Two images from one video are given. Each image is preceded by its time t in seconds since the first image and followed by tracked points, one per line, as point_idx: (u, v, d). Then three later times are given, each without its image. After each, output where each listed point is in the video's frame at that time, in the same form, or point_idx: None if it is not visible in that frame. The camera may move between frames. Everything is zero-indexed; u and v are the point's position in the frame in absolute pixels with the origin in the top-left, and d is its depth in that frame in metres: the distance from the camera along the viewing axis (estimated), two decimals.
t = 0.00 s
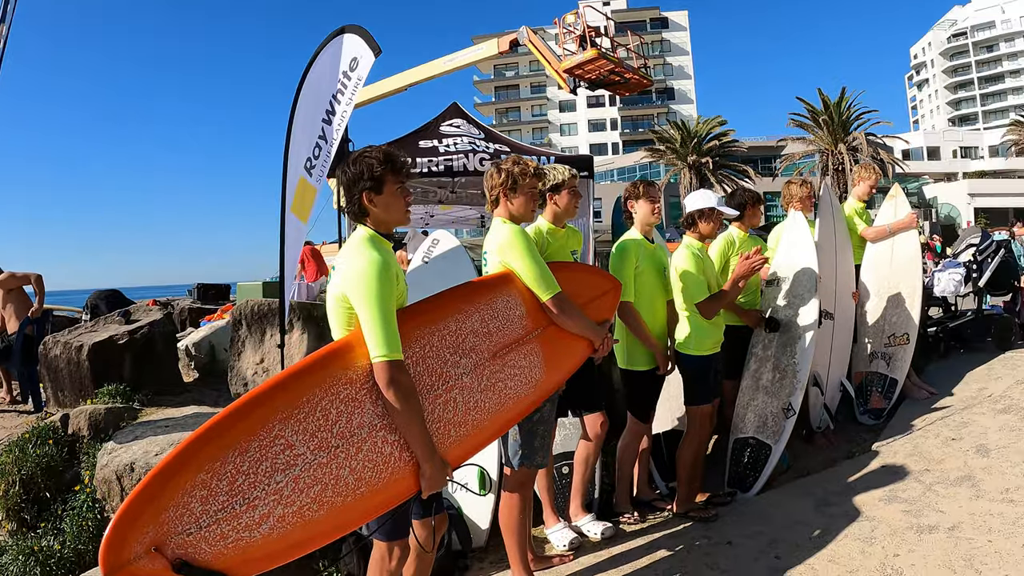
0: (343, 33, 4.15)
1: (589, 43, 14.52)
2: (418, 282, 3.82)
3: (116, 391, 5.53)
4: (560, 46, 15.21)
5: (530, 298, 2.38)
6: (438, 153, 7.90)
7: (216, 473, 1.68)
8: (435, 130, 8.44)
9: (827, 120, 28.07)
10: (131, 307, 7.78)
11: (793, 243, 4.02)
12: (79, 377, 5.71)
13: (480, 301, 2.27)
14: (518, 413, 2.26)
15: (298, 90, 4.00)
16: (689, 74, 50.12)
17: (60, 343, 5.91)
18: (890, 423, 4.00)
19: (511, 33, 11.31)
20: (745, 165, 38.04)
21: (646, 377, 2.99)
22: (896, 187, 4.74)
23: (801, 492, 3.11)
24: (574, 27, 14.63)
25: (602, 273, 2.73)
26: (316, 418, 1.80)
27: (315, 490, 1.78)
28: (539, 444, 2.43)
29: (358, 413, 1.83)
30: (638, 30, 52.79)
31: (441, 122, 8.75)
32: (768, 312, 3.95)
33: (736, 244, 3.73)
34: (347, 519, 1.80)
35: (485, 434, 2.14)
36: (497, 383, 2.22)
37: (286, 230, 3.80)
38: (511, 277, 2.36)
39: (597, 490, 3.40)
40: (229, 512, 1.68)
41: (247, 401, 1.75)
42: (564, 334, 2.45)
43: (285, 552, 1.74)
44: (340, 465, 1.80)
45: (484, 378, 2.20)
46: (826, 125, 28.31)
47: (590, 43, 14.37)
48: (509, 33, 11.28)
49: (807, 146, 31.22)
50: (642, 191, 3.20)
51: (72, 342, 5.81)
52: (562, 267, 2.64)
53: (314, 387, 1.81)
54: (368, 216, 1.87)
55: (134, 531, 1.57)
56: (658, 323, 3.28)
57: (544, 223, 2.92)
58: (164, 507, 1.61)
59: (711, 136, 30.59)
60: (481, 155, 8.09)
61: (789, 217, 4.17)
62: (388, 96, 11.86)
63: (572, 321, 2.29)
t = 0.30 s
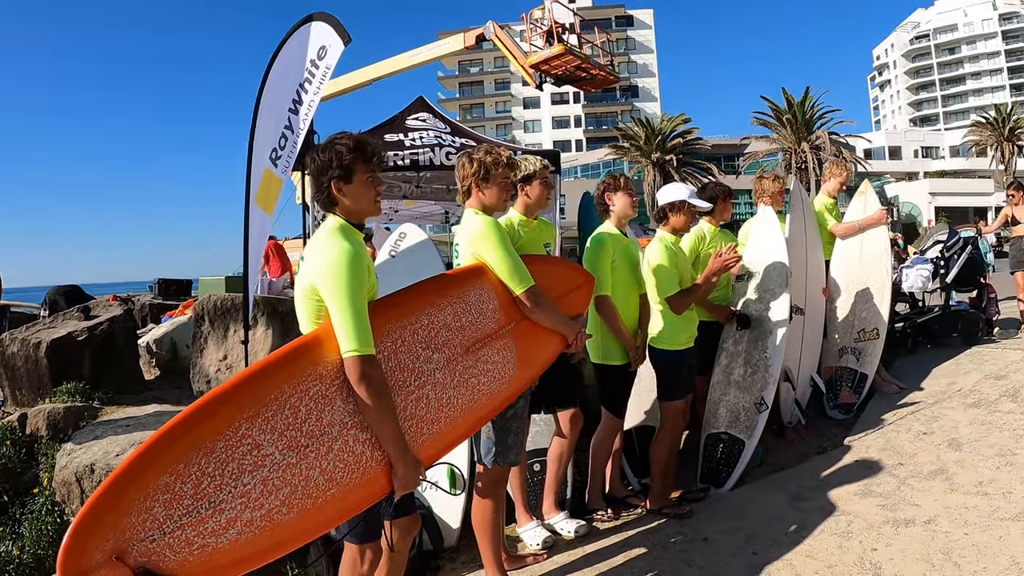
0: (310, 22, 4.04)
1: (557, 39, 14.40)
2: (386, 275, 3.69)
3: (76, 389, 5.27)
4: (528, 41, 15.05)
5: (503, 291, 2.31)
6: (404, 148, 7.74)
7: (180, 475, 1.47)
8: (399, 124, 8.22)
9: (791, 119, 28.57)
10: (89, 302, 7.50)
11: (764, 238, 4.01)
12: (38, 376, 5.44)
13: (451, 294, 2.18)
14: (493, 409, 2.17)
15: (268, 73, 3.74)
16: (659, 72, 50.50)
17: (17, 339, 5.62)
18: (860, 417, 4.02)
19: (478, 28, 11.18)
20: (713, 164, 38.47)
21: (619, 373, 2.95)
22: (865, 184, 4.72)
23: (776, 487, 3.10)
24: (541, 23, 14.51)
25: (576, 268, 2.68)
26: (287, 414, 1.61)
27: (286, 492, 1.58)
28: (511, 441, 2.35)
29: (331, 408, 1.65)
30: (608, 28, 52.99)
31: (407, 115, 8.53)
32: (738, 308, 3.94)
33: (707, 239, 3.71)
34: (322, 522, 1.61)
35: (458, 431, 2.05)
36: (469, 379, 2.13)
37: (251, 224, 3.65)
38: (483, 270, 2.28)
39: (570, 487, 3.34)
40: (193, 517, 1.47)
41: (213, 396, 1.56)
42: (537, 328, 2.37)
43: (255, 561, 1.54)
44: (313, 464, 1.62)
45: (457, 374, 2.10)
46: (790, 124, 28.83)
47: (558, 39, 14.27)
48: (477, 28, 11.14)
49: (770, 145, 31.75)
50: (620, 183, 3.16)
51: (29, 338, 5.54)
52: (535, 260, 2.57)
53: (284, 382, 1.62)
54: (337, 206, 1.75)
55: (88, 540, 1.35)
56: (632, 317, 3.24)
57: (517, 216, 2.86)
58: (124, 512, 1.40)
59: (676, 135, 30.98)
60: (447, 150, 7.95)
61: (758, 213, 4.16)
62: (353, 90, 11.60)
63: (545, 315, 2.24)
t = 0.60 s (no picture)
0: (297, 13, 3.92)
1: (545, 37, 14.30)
2: (373, 274, 3.61)
3: (55, 389, 5.12)
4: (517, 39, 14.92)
5: (495, 291, 2.23)
6: (391, 144, 7.64)
7: (158, 488, 1.37)
8: (387, 120, 8.12)
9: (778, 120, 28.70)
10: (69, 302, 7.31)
11: (759, 237, 3.96)
12: (15, 376, 5.26)
13: (442, 294, 2.09)
14: (485, 413, 2.09)
15: (252, 66, 3.66)
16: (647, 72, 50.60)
17: None
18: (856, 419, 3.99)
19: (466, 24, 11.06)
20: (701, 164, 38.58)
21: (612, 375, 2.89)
22: (858, 182, 4.66)
23: (773, 491, 3.06)
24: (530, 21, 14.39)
25: (569, 267, 2.61)
26: (271, 422, 1.51)
27: (271, 503, 1.49)
28: (503, 447, 2.28)
29: (317, 415, 1.55)
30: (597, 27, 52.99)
31: (394, 112, 8.42)
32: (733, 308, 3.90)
33: (700, 237, 3.64)
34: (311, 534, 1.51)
35: (451, 436, 1.96)
36: (461, 382, 2.05)
37: (234, 220, 3.56)
38: (476, 268, 2.20)
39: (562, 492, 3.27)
40: (172, 533, 1.37)
41: (192, 403, 1.45)
42: (531, 328, 2.29)
43: None
44: (299, 474, 1.52)
45: (449, 377, 2.02)
46: (777, 124, 28.98)
47: (547, 37, 14.17)
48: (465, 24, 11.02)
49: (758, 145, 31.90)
50: (616, 181, 3.11)
51: (6, 337, 5.36)
52: (527, 258, 2.50)
53: (269, 387, 1.53)
54: (325, 201, 1.67)
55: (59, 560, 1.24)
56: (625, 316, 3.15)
57: (509, 213, 2.79)
58: (99, 528, 1.29)
59: (662, 135, 31.03)
60: (435, 147, 7.88)
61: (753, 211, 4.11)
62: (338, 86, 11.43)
63: (539, 315, 2.17)
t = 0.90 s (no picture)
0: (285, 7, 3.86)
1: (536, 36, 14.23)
2: (364, 273, 3.54)
3: (39, 389, 4.96)
4: (508, 36, 14.83)
5: (491, 291, 2.17)
6: (381, 142, 7.54)
7: (140, 498, 1.28)
8: (378, 117, 8.04)
9: (769, 121, 28.83)
10: (53, 299, 7.17)
11: (756, 238, 3.93)
12: None
13: (436, 293, 2.03)
14: (480, 417, 2.03)
15: (242, 59, 3.56)
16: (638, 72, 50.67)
17: None
18: (851, 422, 3.97)
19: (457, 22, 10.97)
20: (692, 165, 38.66)
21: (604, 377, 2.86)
22: (855, 184, 4.66)
23: (769, 494, 3.02)
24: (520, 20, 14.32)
25: (564, 267, 2.54)
26: (259, 427, 1.44)
27: (260, 512, 1.42)
28: (499, 451, 2.22)
29: (307, 420, 1.48)
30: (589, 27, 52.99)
31: (384, 110, 8.33)
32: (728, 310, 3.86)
33: (694, 239, 3.60)
34: (301, 545, 1.44)
35: (444, 440, 1.90)
36: (455, 385, 1.99)
37: (222, 217, 3.46)
38: (470, 267, 2.13)
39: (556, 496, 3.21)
40: (156, 545, 1.28)
41: (176, 406, 1.37)
42: (526, 329, 2.24)
43: None
44: (287, 482, 1.45)
45: (443, 379, 1.96)
46: (767, 125, 29.09)
47: (538, 37, 14.12)
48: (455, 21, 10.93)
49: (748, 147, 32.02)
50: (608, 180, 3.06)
51: None
52: (523, 258, 2.44)
53: (257, 391, 1.46)
54: (316, 195, 1.60)
55: None
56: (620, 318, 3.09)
57: (503, 211, 2.73)
58: (78, 542, 1.20)
59: (652, 136, 31.09)
60: (426, 145, 7.79)
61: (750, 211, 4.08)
62: (327, 83, 11.30)
63: (534, 316, 2.11)
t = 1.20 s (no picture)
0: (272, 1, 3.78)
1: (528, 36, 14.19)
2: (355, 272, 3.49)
3: (24, 388, 4.81)
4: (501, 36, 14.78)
5: (486, 291, 2.13)
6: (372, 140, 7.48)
7: (126, 505, 1.23)
8: (369, 115, 7.98)
9: (759, 123, 28.95)
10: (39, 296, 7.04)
11: (750, 239, 3.91)
12: None
13: (430, 293, 1.98)
14: (474, 419, 1.99)
15: (232, 54, 3.51)
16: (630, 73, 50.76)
17: None
18: (844, 425, 3.98)
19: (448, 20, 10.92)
20: (683, 166, 38.75)
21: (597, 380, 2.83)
22: (850, 186, 4.66)
23: (763, 497, 3.01)
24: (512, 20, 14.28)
25: (559, 266, 2.50)
26: (250, 430, 1.39)
27: (250, 519, 1.37)
28: (492, 453, 2.18)
29: (299, 423, 1.44)
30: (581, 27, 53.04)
31: (376, 108, 8.29)
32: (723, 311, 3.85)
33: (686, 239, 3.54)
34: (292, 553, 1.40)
35: (439, 443, 1.86)
36: (449, 386, 1.95)
37: (211, 213, 3.40)
38: (464, 267, 2.09)
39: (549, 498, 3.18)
40: (143, 555, 1.23)
41: (164, 409, 1.32)
42: (520, 330, 2.20)
43: None
44: (279, 487, 1.41)
45: (438, 381, 1.92)
46: (758, 127, 29.22)
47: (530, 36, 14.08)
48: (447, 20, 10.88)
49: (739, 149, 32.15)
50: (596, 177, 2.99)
51: None
52: (517, 257, 2.39)
53: (246, 394, 1.41)
54: (311, 190, 1.55)
55: None
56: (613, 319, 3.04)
57: (498, 210, 2.69)
58: (61, 553, 1.14)
59: (643, 136, 31.13)
60: (418, 144, 7.73)
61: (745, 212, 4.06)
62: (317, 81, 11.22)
63: (529, 317, 2.07)
